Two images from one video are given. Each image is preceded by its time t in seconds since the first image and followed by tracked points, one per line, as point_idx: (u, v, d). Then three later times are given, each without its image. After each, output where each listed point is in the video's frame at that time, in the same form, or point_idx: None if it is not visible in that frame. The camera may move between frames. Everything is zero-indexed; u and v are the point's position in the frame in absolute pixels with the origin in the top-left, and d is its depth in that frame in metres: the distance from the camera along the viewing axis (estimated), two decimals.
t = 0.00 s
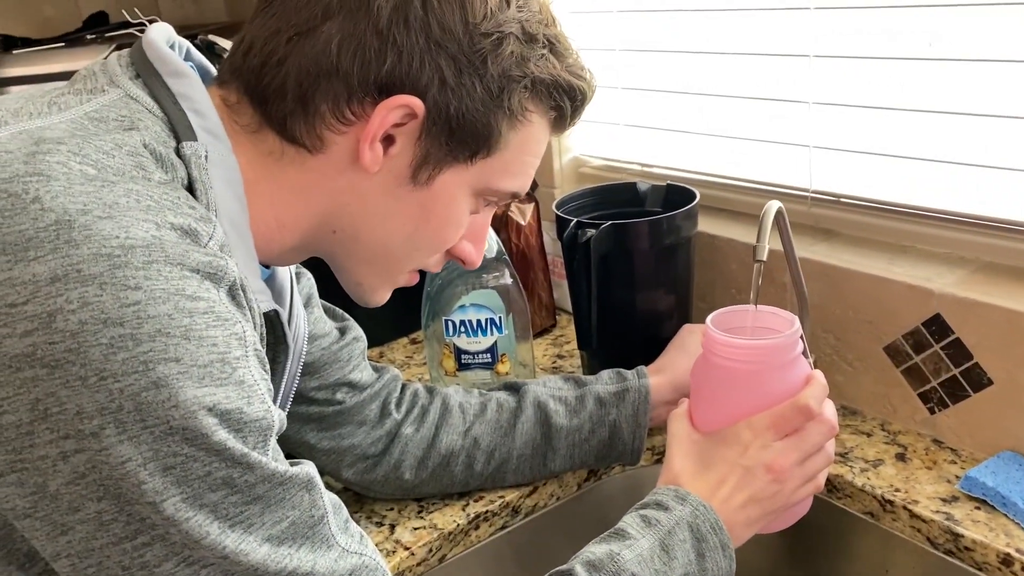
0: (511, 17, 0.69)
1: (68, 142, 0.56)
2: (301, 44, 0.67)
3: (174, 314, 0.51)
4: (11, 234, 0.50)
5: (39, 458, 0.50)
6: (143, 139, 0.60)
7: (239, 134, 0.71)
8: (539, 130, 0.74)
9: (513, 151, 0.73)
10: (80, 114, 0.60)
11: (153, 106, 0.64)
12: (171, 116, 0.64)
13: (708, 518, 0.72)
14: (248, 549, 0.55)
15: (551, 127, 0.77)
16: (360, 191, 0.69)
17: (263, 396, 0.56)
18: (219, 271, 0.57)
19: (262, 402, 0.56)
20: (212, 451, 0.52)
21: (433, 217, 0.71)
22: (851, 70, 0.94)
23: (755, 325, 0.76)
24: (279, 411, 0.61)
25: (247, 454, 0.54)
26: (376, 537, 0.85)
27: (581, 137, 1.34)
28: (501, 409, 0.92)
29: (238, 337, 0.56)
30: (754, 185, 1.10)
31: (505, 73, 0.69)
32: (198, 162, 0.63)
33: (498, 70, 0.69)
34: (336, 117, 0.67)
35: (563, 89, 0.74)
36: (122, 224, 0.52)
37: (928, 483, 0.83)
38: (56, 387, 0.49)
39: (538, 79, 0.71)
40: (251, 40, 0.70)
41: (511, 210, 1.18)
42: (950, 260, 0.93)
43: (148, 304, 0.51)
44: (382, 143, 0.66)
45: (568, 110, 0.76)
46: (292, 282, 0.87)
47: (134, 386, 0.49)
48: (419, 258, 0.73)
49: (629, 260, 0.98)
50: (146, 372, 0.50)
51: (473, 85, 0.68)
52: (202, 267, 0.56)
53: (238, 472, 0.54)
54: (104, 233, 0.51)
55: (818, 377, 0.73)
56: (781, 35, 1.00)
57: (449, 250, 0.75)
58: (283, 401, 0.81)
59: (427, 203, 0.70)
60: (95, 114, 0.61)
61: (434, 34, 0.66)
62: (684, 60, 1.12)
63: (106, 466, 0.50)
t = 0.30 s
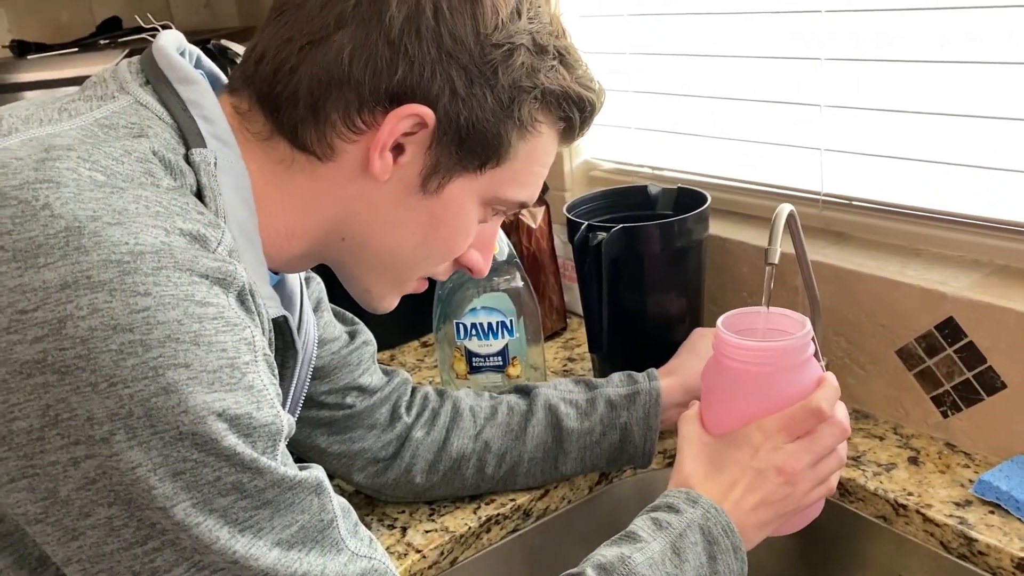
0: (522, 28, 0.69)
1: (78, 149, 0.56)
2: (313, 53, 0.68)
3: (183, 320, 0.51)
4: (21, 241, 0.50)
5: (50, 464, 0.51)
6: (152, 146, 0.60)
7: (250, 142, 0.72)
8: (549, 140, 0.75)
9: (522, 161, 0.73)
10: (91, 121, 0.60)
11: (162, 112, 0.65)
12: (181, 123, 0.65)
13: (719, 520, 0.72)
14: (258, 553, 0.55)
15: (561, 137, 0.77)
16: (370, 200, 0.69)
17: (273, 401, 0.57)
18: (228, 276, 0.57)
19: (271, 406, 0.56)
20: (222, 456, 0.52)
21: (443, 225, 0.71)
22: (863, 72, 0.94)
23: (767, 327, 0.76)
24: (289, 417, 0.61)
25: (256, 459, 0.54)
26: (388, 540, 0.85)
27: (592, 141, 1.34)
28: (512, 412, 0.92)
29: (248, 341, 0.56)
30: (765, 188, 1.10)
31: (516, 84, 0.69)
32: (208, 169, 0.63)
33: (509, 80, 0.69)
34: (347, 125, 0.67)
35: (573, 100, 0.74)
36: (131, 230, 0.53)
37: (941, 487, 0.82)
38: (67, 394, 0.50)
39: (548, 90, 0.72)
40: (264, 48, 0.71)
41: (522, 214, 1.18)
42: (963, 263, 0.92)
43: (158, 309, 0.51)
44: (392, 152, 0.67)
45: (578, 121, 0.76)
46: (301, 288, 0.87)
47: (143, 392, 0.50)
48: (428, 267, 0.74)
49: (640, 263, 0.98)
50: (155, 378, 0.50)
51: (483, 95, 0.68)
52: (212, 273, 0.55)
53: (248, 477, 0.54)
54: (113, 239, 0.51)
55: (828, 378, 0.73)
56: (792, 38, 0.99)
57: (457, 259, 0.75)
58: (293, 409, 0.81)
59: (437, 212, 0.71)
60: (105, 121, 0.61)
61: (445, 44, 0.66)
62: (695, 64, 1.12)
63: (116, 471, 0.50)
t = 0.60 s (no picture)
0: (529, 35, 0.70)
1: (83, 154, 0.56)
2: (320, 59, 0.68)
3: (188, 325, 0.52)
4: (26, 246, 0.51)
5: (55, 470, 0.51)
6: (157, 152, 0.61)
7: (257, 148, 0.72)
8: (555, 146, 0.75)
9: (529, 166, 0.73)
10: (96, 126, 0.61)
11: (168, 117, 0.65)
12: (186, 128, 0.65)
13: (725, 523, 0.72)
14: (262, 559, 0.55)
15: (568, 142, 0.77)
16: (377, 206, 0.69)
17: (277, 407, 0.57)
18: (233, 282, 0.57)
19: (276, 412, 0.56)
20: (226, 462, 0.52)
21: (450, 231, 0.72)
22: (869, 75, 0.94)
23: (774, 331, 0.76)
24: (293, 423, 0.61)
25: (261, 465, 0.54)
26: (395, 543, 0.85)
27: (598, 144, 1.34)
28: (518, 414, 0.93)
29: (252, 347, 0.56)
30: (771, 191, 1.10)
31: (523, 90, 0.70)
32: (213, 175, 0.63)
33: (516, 86, 0.69)
34: (354, 132, 0.67)
35: (580, 105, 0.74)
36: (136, 236, 0.53)
37: (949, 490, 0.82)
38: (72, 400, 0.50)
39: (555, 96, 0.72)
40: (271, 55, 0.71)
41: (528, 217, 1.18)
42: (971, 266, 0.92)
43: (162, 315, 0.51)
44: (399, 158, 0.67)
45: (584, 125, 0.76)
46: (308, 292, 0.87)
47: (148, 397, 0.50)
48: (435, 272, 0.74)
49: (647, 266, 0.98)
50: (160, 384, 0.50)
51: (490, 100, 0.68)
52: (216, 278, 0.56)
53: (252, 483, 0.54)
54: (118, 245, 0.52)
55: (833, 385, 0.73)
56: (797, 41, 1.00)
57: (464, 264, 0.76)
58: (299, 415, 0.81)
59: (444, 218, 0.71)
60: (111, 126, 0.61)
61: (452, 50, 0.67)
62: (701, 67, 1.13)
63: (121, 477, 0.51)
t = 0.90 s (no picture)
0: (527, 35, 0.70)
1: (79, 164, 0.56)
2: (318, 63, 0.68)
3: (183, 337, 0.52)
4: (20, 258, 0.51)
5: (51, 481, 0.51)
6: (153, 161, 0.61)
7: (256, 153, 0.72)
8: (556, 146, 0.75)
9: (529, 167, 0.73)
10: (94, 135, 0.61)
11: (167, 125, 0.65)
12: (184, 136, 0.65)
13: (728, 531, 0.72)
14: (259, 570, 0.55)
15: (569, 142, 0.77)
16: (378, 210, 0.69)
17: (273, 417, 0.56)
18: (228, 292, 0.57)
19: (272, 423, 0.56)
20: (221, 474, 0.52)
21: (451, 234, 0.72)
22: (871, 80, 0.94)
23: (776, 335, 0.76)
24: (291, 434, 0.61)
25: (256, 476, 0.54)
26: (396, 549, 0.85)
27: (599, 149, 1.34)
28: (520, 420, 0.92)
29: (248, 358, 0.56)
30: (773, 196, 1.10)
31: (521, 90, 0.70)
32: (211, 184, 0.63)
33: (514, 86, 0.69)
34: (354, 136, 0.67)
35: (580, 104, 0.74)
36: (130, 247, 0.53)
37: (951, 495, 0.82)
38: (66, 412, 0.50)
39: (554, 95, 0.72)
40: (268, 60, 0.71)
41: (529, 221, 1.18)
42: (973, 271, 0.92)
43: (156, 327, 0.51)
44: (399, 161, 0.67)
45: (585, 124, 0.76)
46: (309, 297, 0.87)
47: (142, 410, 0.50)
48: (437, 276, 0.74)
49: (649, 271, 0.97)
50: (154, 396, 0.50)
51: (489, 101, 0.68)
52: (212, 289, 0.55)
53: (248, 494, 0.54)
54: (112, 256, 0.52)
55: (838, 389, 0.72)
56: (799, 47, 1.00)
57: (467, 267, 0.75)
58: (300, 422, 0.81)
59: (445, 221, 0.71)
60: (108, 134, 0.61)
61: (449, 51, 0.67)
62: (703, 72, 1.13)
63: (116, 489, 0.50)
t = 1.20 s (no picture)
0: (527, 46, 0.70)
1: (73, 171, 0.56)
2: (318, 73, 0.68)
3: (177, 345, 0.51)
4: (14, 267, 0.51)
5: (44, 490, 0.51)
6: (149, 168, 0.61)
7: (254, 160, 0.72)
8: (555, 158, 0.75)
9: (528, 178, 0.73)
10: (90, 141, 0.61)
11: (163, 131, 0.65)
12: (181, 143, 0.65)
13: (726, 538, 0.71)
14: None
15: (567, 152, 0.77)
16: (377, 219, 0.69)
17: (268, 425, 0.56)
18: (223, 300, 0.57)
19: (266, 431, 0.56)
20: (215, 483, 0.52)
21: (450, 243, 0.72)
22: (871, 85, 0.93)
23: (776, 342, 0.76)
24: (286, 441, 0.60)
25: (251, 485, 0.54)
26: (394, 555, 0.85)
27: (599, 153, 1.34)
28: (518, 425, 0.92)
29: (243, 366, 0.56)
30: (772, 200, 1.10)
31: (522, 101, 0.70)
32: (207, 191, 0.63)
33: (515, 97, 0.69)
34: (353, 145, 0.67)
35: (579, 115, 0.74)
36: (125, 255, 0.52)
37: (951, 502, 0.82)
38: (60, 421, 0.50)
39: (554, 106, 0.72)
40: (268, 68, 0.71)
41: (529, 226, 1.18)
42: (974, 276, 0.92)
43: (150, 335, 0.51)
44: (398, 170, 0.67)
45: (584, 135, 0.76)
46: (308, 303, 0.87)
47: (136, 419, 0.50)
48: (435, 285, 0.74)
49: (648, 276, 0.97)
50: (148, 405, 0.50)
51: (489, 112, 0.68)
52: (206, 297, 0.55)
53: (242, 503, 0.54)
54: (106, 264, 0.51)
55: (838, 398, 0.72)
56: (798, 51, 1.00)
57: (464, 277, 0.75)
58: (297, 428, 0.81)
59: (444, 230, 0.71)
60: (105, 141, 0.61)
61: (450, 62, 0.67)
62: (702, 77, 1.13)
63: (109, 498, 0.50)
